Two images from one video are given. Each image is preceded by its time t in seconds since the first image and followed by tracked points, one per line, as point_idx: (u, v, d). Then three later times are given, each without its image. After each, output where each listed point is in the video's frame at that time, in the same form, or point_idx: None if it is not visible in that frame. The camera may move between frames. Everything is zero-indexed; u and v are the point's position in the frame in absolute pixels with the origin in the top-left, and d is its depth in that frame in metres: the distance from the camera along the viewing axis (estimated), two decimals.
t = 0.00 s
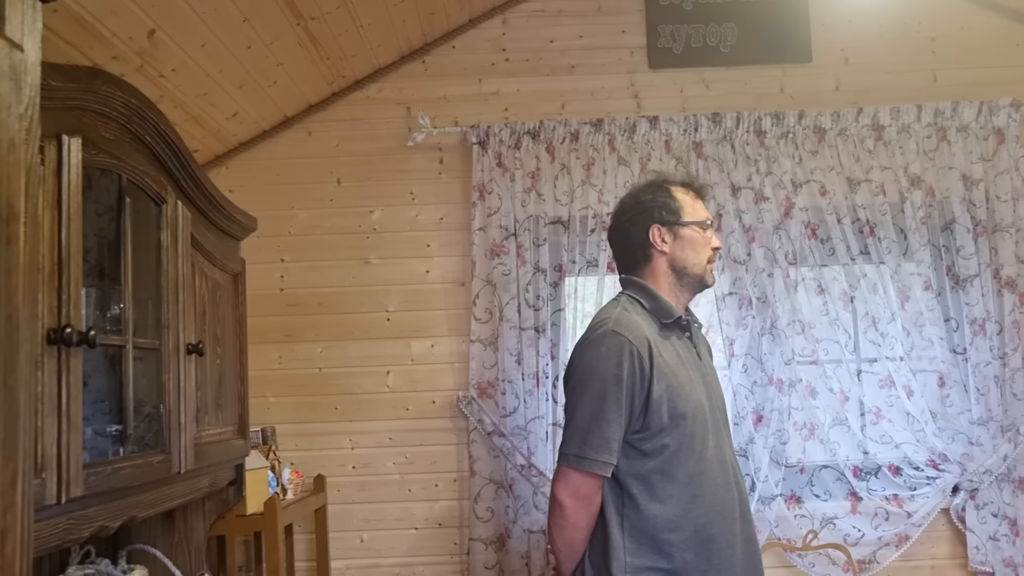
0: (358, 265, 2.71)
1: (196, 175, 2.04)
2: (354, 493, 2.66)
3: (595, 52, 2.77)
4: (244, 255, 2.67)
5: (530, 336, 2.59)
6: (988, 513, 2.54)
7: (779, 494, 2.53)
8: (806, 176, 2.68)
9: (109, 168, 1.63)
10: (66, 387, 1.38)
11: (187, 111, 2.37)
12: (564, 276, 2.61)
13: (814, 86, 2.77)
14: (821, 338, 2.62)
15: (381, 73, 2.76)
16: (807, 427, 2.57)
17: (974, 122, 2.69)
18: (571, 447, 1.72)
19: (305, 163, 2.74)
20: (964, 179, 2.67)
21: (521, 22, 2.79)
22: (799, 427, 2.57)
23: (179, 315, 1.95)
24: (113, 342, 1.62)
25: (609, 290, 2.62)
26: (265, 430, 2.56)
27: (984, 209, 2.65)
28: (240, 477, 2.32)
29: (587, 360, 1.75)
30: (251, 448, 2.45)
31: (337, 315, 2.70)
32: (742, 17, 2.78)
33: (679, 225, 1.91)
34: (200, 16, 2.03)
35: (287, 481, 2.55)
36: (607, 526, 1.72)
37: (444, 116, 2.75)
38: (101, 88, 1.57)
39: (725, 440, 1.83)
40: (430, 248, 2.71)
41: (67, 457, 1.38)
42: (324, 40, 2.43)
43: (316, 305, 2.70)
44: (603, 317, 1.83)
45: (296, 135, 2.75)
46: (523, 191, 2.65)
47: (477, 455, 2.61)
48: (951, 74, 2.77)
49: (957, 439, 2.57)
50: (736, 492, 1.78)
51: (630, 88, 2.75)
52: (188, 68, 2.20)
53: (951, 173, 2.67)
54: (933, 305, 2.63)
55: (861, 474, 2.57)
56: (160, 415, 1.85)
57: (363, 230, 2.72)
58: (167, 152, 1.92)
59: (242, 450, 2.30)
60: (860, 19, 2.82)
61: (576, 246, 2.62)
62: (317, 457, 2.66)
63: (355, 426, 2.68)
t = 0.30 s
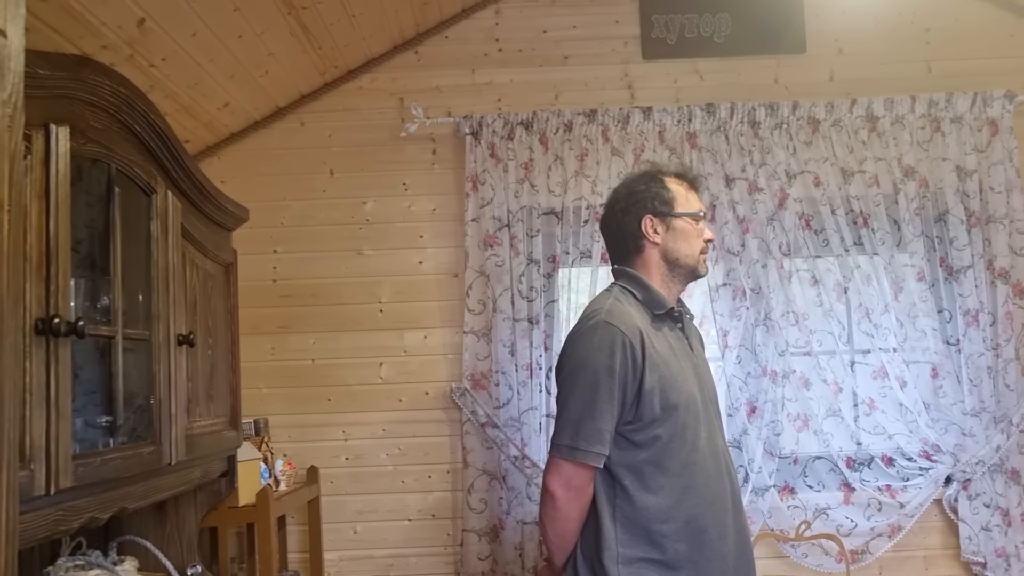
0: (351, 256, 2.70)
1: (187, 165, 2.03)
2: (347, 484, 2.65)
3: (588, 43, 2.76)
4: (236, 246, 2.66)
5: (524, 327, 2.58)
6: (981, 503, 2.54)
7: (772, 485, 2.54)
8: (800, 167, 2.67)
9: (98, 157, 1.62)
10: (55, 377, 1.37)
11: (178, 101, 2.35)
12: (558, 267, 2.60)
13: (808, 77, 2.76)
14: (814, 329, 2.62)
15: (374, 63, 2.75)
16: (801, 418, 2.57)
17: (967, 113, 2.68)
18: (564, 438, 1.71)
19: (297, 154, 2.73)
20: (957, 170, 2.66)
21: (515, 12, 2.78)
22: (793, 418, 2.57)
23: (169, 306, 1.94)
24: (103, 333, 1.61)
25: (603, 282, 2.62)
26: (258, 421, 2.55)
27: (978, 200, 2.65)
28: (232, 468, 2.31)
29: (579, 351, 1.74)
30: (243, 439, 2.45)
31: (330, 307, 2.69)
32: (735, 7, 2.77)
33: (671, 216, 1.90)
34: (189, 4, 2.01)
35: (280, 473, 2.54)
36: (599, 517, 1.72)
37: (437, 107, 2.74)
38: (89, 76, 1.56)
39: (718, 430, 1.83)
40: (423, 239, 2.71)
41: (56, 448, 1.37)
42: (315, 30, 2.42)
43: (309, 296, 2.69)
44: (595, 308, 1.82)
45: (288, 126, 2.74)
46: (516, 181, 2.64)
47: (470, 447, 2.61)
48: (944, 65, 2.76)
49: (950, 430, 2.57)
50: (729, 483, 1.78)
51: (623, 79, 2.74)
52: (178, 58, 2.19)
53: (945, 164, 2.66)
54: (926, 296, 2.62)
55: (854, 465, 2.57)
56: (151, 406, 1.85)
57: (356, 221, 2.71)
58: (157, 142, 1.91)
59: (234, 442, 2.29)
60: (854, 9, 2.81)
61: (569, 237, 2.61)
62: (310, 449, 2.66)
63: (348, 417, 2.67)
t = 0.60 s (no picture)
0: (325, 245, 2.68)
1: (156, 151, 2.00)
2: (321, 474, 2.64)
3: (563, 32, 2.75)
4: (208, 234, 2.63)
5: (499, 316, 2.58)
6: (950, 490, 2.57)
7: (746, 473, 2.55)
8: (774, 157, 2.67)
9: (64, 141, 1.60)
10: (20, 365, 1.35)
11: (148, 87, 2.32)
12: (532, 256, 2.60)
13: (783, 67, 2.76)
14: (788, 318, 2.62)
15: (348, 50, 2.73)
16: (774, 407, 2.59)
17: (939, 104, 2.69)
18: (535, 426, 1.71)
19: (270, 142, 2.71)
20: (929, 161, 2.67)
21: None
22: (767, 407, 2.59)
23: (138, 293, 1.91)
24: (70, 320, 1.59)
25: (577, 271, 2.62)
26: (230, 411, 2.53)
27: (949, 190, 2.65)
28: (203, 458, 2.29)
29: (551, 339, 1.74)
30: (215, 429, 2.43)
31: (304, 296, 2.67)
32: None
33: (645, 204, 1.89)
34: None
35: (252, 463, 2.53)
36: (570, 505, 1.72)
37: (411, 95, 2.73)
38: (54, 59, 1.53)
39: (689, 418, 1.83)
40: (397, 228, 2.69)
41: (22, 436, 1.35)
42: (288, 16, 2.39)
43: (282, 285, 2.67)
44: (566, 296, 1.82)
45: (260, 113, 2.71)
46: (491, 170, 2.64)
47: (445, 436, 2.60)
48: (917, 56, 2.76)
49: (920, 418, 2.59)
50: (700, 471, 1.79)
51: (598, 68, 2.73)
52: (148, 43, 2.16)
53: (917, 155, 2.68)
54: (897, 285, 2.64)
55: (826, 453, 2.59)
56: (120, 396, 1.82)
57: (329, 209, 2.69)
58: (126, 127, 1.89)
59: (205, 431, 2.27)
60: None
61: (544, 226, 2.61)
62: (283, 439, 2.64)
63: (322, 406, 2.66)
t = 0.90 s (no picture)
0: (290, 233, 2.67)
1: (116, 135, 1.97)
2: (287, 462, 2.63)
3: (530, 19, 2.74)
4: (170, 221, 2.60)
5: (465, 303, 2.57)
6: (911, 474, 2.60)
7: (711, 458, 2.57)
8: (739, 144, 2.67)
9: (19, 123, 1.57)
10: None
11: (108, 70, 2.29)
12: (499, 243, 2.60)
13: (748, 56, 2.76)
14: (753, 305, 2.63)
15: (313, 36, 2.70)
16: (739, 393, 2.60)
17: (902, 94, 2.70)
18: (499, 411, 1.69)
19: (235, 128, 2.68)
20: (891, 150, 2.69)
21: None
22: (732, 393, 2.60)
23: (97, 278, 1.87)
24: (26, 306, 1.58)
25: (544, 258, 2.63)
26: (194, 400, 2.51)
27: (911, 179, 2.67)
28: (166, 446, 2.26)
29: (514, 324, 1.72)
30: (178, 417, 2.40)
31: (269, 283, 2.66)
32: None
33: (608, 191, 1.89)
34: None
35: (217, 451, 2.50)
36: (534, 490, 1.70)
37: (378, 82, 2.71)
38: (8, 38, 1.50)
39: (654, 403, 1.82)
40: (364, 215, 2.68)
41: None
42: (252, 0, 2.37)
43: (247, 273, 2.65)
44: (531, 281, 1.79)
45: (224, 98, 2.69)
46: (458, 157, 2.63)
47: (412, 424, 2.59)
48: (881, 47, 2.77)
49: (882, 403, 2.62)
50: (665, 456, 1.78)
51: (565, 55, 2.73)
52: (108, 26, 2.12)
53: (879, 144, 2.69)
54: (860, 272, 2.65)
55: (790, 438, 2.62)
56: (79, 384, 1.79)
57: (295, 196, 2.67)
58: (83, 110, 1.85)
59: (168, 419, 2.25)
60: None
61: (511, 214, 2.61)
62: (248, 427, 2.63)
63: (288, 394, 2.64)
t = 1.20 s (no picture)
0: (242, 218, 2.62)
1: (57, 116, 1.91)
2: (239, 452, 2.59)
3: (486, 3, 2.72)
4: (116, 206, 2.54)
5: (420, 290, 2.55)
6: (861, 458, 2.63)
7: (666, 445, 2.57)
8: (695, 132, 2.67)
9: None
10: None
11: (50, 50, 2.22)
12: (454, 230, 2.58)
13: (703, 43, 2.77)
14: (708, 292, 2.63)
15: (265, 18, 2.65)
16: (694, 378, 2.60)
17: (854, 83, 2.72)
18: (450, 395, 1.65)
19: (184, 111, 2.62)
20: (844, 138, 2.70)
21: None
22: (686, 378, 2.60)
23: (38, 263, 1.82)
24: None
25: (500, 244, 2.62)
26: (142, 388, 2.45)
27: (862, 167, 2.69)
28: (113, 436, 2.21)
29: (466, 308, 1.67)
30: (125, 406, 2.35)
31: (220, 270, 2.61)
32: None
33: (530, 176, 1.85)
34: None
35: (166, 441, 2.46)
36: (487, 475, 1.67)
37: (331, 66, 2.67)
38: None
39: (608, 388, 1.80)
40: (317, 201, 2.65)
41: None
42: None
43: (198, 259, 2.60)
44: (483, 266, 1.75)
45: (173, 81, 2.63)
46: (413, 142, 2.60)
47: (367, 412, 2.57)
48: (834, 36, 2.79)
49: (834, 388, 2.64)
50: (619, 441, 1.76)
51: (521, 41, 2.72)
52: (50, 4, 2.05)
53: (832, 132, 2.70)
54: (814, 260, 2.65)
55: (744, 424, 2.63)
56: (19, 373, 1.74)
57: (247, 181, 2.63)
58: (21, 90, 1.79)
59: (115, 408, 2.20)
60: None
61: (466, 200, 2.59)
62: (199, 416, 2.58)
63: (240, 383, 2.60)
